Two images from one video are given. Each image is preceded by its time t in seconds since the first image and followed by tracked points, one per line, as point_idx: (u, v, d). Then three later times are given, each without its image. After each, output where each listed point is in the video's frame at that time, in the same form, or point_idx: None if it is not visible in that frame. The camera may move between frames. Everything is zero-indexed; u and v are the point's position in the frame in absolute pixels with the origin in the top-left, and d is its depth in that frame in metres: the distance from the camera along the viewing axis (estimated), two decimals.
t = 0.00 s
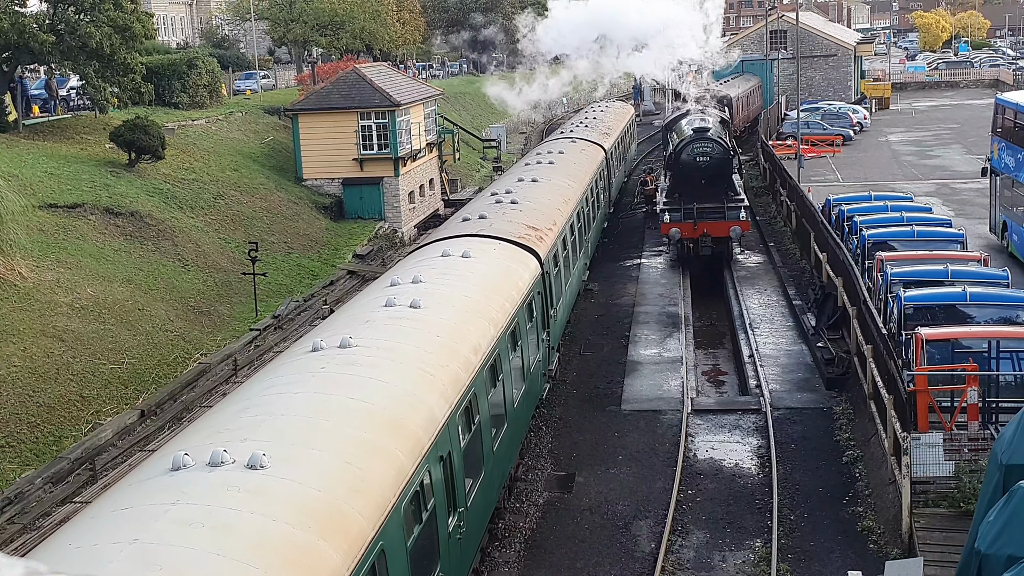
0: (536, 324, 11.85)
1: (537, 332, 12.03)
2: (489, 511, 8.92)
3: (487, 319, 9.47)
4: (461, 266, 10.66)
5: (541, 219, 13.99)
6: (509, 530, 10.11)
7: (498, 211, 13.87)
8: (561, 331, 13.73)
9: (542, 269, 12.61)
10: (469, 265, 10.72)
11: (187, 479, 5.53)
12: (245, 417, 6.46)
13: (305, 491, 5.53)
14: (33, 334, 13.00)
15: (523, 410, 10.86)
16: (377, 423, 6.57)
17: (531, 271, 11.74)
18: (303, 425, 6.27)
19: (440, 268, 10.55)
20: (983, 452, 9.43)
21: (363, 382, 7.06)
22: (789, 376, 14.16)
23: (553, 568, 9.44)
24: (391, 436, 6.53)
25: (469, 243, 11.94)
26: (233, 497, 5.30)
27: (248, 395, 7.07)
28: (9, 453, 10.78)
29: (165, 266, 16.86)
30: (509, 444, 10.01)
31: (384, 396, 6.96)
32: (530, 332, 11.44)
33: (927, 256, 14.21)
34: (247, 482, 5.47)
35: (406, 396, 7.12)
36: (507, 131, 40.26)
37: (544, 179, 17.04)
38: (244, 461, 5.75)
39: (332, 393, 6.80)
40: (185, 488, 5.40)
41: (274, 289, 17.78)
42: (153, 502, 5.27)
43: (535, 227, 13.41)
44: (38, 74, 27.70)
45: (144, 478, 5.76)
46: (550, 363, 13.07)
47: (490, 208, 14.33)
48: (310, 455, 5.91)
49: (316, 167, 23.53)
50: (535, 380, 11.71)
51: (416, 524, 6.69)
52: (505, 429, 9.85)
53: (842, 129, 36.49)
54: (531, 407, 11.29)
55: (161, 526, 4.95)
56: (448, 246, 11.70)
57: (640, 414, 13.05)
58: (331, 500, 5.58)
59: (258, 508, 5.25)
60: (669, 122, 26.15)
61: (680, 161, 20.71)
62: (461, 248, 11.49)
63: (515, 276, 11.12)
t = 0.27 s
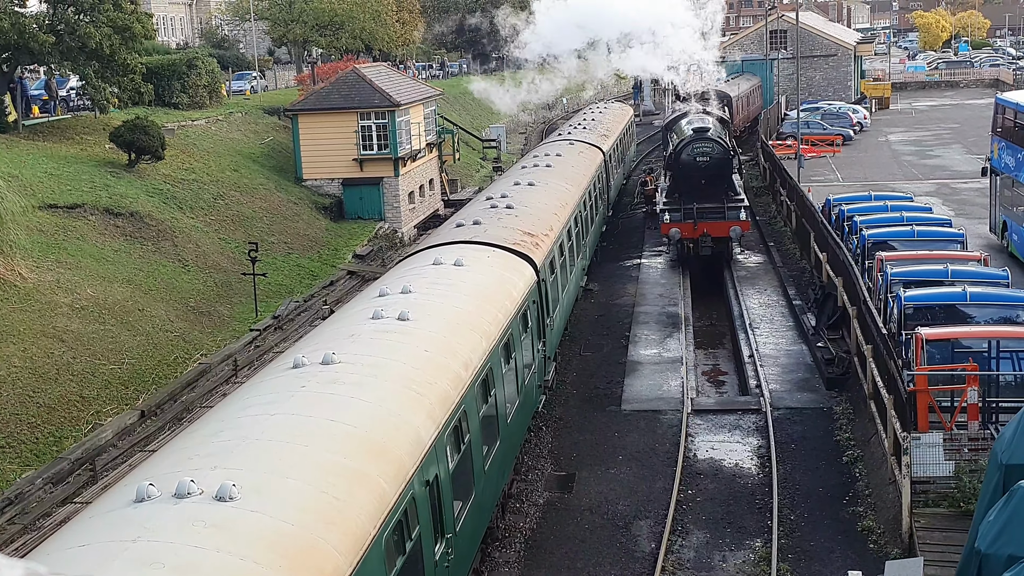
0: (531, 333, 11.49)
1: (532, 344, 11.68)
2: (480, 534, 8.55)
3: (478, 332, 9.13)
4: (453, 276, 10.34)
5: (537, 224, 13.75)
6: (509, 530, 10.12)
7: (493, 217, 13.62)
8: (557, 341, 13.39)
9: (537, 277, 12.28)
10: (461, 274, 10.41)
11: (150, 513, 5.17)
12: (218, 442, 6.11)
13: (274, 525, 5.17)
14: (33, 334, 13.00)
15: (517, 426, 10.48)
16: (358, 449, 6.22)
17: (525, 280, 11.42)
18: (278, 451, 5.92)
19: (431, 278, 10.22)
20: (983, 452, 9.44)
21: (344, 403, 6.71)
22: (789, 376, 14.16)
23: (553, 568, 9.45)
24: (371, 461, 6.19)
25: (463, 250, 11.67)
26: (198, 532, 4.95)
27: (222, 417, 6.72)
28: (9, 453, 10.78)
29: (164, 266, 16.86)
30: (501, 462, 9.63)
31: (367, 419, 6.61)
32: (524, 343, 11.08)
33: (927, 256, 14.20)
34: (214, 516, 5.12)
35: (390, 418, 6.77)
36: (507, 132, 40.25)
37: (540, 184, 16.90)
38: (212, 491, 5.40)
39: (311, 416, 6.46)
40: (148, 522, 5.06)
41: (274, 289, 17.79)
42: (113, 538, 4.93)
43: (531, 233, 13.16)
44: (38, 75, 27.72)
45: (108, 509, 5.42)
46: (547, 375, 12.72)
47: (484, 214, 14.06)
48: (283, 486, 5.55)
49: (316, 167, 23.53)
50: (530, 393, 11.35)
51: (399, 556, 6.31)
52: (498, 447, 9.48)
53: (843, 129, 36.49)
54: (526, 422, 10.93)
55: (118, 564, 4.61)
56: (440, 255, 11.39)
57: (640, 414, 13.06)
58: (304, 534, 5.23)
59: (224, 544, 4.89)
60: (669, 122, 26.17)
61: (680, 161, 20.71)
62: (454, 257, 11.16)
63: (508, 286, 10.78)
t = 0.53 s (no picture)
0: (524, 343, 11.26)
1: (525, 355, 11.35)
2: (469, 559, 8.17)
3: (468, 345, 8.81)
4: (443, 286, 10.03)
5: (533, 229, 13.66)
6: (509, 529, 10.12)
7: (488, 222, 13.53)
8: (552, 350, 13.09)
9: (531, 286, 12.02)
10: (452, 284, 10.11)
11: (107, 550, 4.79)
12: (187, 469, 5.75)
13: (240, 562, 4.80)
14: (32, 333, 13.00)
15: (509, 442, 10.11)
16: (336, 476, 5.86)
17: (517, 290, 11.16)
18: (250, 479, 5.57)
19: (420, 289, 9.91)
20: (982, 452, 9.45)
21: (322, 426, 6.37)
22: (789, 375, 14.16)
23: (553, 566, 9.45)
24: (350, 488, 5.85)
25: (455, 258, 11.41)
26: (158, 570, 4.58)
27: (193, 439, 6.35)
28: (9, 452, 10.78)
29: (164, 265, 16.86)
30: (493, 482, 9.26)
31: (347, 442, 6.26)
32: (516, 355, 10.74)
33: (927, 255, 14.19)
34: (176, 553, 4.74)
35: (372, 441, 6.42)
36: (507, 131, 40.23)
37: (537, 187, 16.87)
38: (177, 524, 5.03)
39: (288, 439, 6.11)
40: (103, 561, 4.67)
41: (273, 288, 17.79)
42: None
43: (526, 238, 13.06)
44: (38, 74, 27.72)
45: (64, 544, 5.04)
46: (543, 386, 12.40)
47: (478, 220, 13.89)
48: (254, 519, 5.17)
49: (315, 166, 23.52)
50: (523, 407, 11.00)
51: None
52: (489, 466, 9.12)
53: (843, 128, 36.47)
54: (519, 438, 10.56)
55: None
56: (431, 264, 11.10)
57: (640, 413, 13.06)
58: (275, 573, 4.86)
59: None
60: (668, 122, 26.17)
61: (680, 160, 20.70)
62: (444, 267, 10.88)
63: (500, 296, 10.49)
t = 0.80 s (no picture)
0: (518, 353, 10.99)
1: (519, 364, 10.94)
2: None
3: (457, 357, 8.42)
4: (433, 295, 9.64)
5: (527, 234, 13.53)
6: (509, 527, 10.12)
7: (482, 226, 13.40)
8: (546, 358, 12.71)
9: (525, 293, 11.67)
10: (441, 293, 9.74)
11: None
12: (150, 497, 5.29)
13: None
14: (31, 332, 12.98)
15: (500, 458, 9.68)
16: (312, 506, 5.43)
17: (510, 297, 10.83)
18: (218, 510, 5.11)
19: (408, 298, 9.51)
20: (982, 449, 9.46)
21: (298, 449, 5.93)
22: (788, 373, 14.16)
23: (553, 564, 9.46)
24: (326, 519, 5.41)
25: (447, 265, 11.08)
26: None
27: (160, 463, 5.92)
28: (8, 450, 10.79)
29: (163, 264, 16.84)
30: (482, 501, 8.84)
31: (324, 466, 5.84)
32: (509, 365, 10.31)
33: (926, 253, 14.19)
34: None
35: (352, 466, 6.00)
36: (507, 129, 40.23)
37: (533, 189, 16.81)
38: (134, 563, 4.54)
39: (260, 464, 5.67)
40: None
41: (273, 287, 17.79)
42: None
43: (521, 242, 12.92)
44: (37, 72, 27.70)
45: None
46: (536, 396, 12.01)
47: (472, 225, 13.69)
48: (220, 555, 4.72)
49: (314, 165, 23.50)
50: (516, 419, 10.58)
51: None
52: (478, 485, 8.71)
53: (842, 126, 36.47)
54: (511, 452, 10.23)
55: None
56: (421, 271, 10.73)
57: (639, 411, 13.06)
58: None
59: None
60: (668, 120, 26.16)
61: (680, 158, 20.67)
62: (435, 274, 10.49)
63: (492, 305, 10.10)
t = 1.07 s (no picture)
0: (508, 364, 10.76)
1: (508, 376, 10.76)
2: None
3: (443, 370, 8.26)
4: (421, 307, 9.49)
5: (522, 238, 13.49)
6: (509, 525, 10.14)
7: (476, 231, 13.34)
8: (539, 366, 12.57)
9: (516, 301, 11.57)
10: (430, 304, 9.62)
11: None
12: (113, 529, 5.11)
13: None
14: (31, 330, 12.98)
15: (489, 475, 9.47)
16: (283, 538, 5.24)
17: (500, 307, 10.73)
18: (182, 543, 4.92)
19: (395, 309, 9.37)
20: (982, 447, 9.48)
21: (274, 476, 5.75)
22: (788, 371, 14.17)
23: (554, 562, 9.47)
24: (297, 552, 5.19)
25: (437, 275, 10.96)
26: None
27: (129, 489, 5.74)
28: (9, 448, 10.79)
29: (163, 262, 16.84)
30: (469, 521, 8.64)
31: (298, 492, 5.68)
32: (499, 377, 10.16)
33: (926, 251, 14.19)
34: None
35: (328, 492, 5.81)
36: (507, 127, 40.23)
37: (530, 192, 16.76)
38: None
39: (231, 492, 5.48)
40: None
41: (273, 285, 17.80)
42: None
43: (515, 248, 12.90)
44: (38, 70, 27.68)
45: None
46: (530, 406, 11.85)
47: (468, 228, 13.75)
48: None
49: (314, 162, 23.49)
50: (506, 434, 10.39)
51: None
52: (465, 504, 8.51)
53: (842, 124, 36.46)
54: (502, 468, 10.00)
55: None
56: (410, 280, 10.62)
57: (639, 409, 13.06)
58: None
59: None
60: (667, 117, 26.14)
61: (680, 156, 20.66)
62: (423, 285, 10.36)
63: (481, 316, 9.97)
